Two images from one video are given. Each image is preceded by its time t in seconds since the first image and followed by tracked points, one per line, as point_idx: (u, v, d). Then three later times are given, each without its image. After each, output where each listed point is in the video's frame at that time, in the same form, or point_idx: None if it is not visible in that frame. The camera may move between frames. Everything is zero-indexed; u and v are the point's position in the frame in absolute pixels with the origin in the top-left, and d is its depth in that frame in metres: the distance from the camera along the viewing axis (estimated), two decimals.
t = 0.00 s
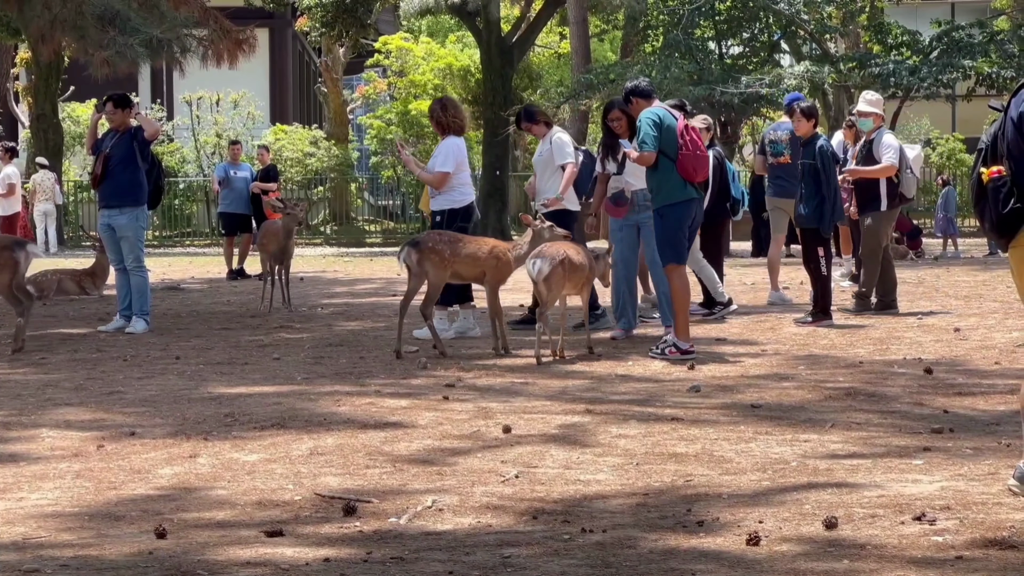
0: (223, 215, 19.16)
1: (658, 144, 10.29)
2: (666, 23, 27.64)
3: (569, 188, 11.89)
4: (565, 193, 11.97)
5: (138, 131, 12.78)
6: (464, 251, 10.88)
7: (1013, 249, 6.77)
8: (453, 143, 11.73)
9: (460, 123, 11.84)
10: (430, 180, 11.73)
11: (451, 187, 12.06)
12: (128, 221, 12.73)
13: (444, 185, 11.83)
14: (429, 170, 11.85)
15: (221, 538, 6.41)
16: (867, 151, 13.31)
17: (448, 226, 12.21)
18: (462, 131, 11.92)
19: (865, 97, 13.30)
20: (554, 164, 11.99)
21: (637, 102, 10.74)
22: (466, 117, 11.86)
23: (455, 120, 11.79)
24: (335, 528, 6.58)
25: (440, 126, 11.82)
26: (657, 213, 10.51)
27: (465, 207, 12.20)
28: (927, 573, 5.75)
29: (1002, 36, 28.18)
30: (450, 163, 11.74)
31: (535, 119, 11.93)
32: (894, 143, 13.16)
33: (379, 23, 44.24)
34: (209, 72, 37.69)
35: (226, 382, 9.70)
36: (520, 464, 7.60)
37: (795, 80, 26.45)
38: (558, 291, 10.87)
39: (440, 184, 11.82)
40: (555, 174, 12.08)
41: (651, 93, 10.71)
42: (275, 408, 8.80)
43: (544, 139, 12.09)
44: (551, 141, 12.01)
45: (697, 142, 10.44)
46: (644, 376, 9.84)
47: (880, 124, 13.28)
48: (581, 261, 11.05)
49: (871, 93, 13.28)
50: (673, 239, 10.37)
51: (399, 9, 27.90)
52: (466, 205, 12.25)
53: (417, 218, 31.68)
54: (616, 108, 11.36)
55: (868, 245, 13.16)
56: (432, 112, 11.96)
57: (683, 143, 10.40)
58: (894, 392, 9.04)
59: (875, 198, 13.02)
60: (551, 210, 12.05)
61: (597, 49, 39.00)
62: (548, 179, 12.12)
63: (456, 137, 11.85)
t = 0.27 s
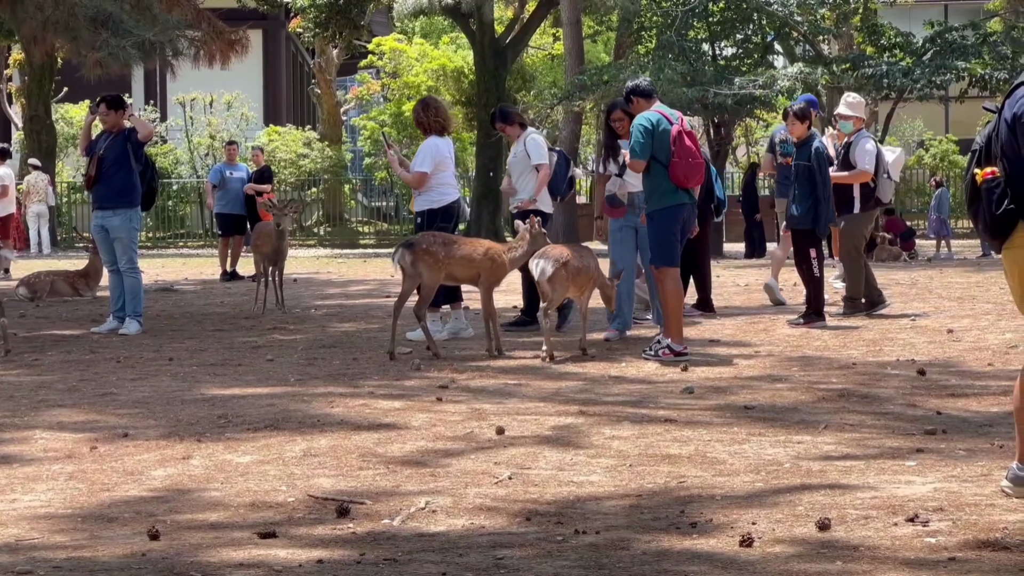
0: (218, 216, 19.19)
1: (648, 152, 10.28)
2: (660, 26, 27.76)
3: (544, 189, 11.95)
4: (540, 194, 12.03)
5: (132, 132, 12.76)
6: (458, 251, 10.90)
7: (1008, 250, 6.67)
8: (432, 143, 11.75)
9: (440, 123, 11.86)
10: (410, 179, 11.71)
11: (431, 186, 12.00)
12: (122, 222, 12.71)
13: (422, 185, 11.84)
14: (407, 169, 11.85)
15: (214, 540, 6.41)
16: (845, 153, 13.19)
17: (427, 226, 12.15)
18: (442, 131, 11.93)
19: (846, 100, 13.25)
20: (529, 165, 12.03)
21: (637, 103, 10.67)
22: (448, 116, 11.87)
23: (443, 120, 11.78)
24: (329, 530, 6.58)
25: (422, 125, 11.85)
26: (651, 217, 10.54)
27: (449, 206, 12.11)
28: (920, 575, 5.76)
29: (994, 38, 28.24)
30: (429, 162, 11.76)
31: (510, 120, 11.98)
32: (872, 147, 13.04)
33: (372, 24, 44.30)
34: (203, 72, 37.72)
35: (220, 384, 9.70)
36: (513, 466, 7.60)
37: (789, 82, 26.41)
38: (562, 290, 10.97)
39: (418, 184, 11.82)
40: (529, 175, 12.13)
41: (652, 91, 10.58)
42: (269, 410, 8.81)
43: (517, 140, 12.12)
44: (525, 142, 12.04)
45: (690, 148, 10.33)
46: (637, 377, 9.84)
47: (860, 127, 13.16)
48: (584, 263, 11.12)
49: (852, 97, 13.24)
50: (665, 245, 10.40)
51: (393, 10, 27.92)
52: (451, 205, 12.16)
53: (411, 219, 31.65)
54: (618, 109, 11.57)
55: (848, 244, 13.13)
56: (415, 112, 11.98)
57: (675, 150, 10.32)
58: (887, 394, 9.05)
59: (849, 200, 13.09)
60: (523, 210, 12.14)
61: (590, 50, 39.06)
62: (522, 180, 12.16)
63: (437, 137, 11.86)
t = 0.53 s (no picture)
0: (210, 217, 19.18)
1: (637, 154, 10.31)
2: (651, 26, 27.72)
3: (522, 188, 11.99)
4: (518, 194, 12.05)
5: (122, 134, 12.75)
6: (448, 251, 10.89)
7: (997, 251, 6.54)
8: (414, 143, 11.74)
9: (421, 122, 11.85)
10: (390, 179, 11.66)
11: (412, 187, 11.95)
12: (112, 223, 12.69)
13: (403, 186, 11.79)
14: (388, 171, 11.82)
15: (204, 541, 6.40)
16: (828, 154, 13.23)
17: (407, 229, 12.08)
18: (421, 132, 11.93)
19: (826, 102, 13.36)
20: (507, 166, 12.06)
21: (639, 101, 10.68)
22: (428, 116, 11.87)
23: (422, 120, 11.86)
24: (318, 531, 6.57)
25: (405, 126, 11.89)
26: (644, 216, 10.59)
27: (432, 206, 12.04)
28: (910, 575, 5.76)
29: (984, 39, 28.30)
30: (409, 161, 11.71)
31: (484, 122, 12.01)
32: (853, 148, 13.10)
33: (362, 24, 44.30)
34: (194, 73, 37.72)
35: (210, 384, 9.69)
36: (503, 466, 7.59)
37: (779, 82, 26.37)
38: (567, 289, 10.95)
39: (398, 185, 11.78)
40: (506, 177, 12.14)
41: (653, 91, 10.57)
42: (259, 410, 8.80)
43: (491, 142, 12.18)
44: (500, 144, 12.10)
45: (679, 152, 10.30)
46: (628, 378, 9.84)
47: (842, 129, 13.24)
48: (588, 262, 11.14)
49: (831, 100, 13.32)
50: (652, 247, 10.44)
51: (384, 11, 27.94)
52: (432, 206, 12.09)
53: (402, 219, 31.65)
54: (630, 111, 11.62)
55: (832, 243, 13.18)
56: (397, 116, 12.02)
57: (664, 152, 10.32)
58: (877, 395, 9.06)
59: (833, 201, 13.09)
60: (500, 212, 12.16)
61: (581, 51, 39.10)
62: (499, 182, 12.17)
63: (419, 138, 11.87)
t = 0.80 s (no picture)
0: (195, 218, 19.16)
1: (623, 153, 10.38)
2: (635, 24, 27.61)
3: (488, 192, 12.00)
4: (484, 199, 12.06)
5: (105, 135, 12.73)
6: (432, 251, 10.89)
7: (980, 251, 6.53)
8: (391, 144, 11.72)
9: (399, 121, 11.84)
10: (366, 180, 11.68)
11: (390, 187, 11.95)
12: (96, 223, 12.66)
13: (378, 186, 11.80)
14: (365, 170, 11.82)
15: (188, 541, 6.40)
16: (809, 152, 13.24)
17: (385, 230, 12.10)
18: (398, 131, 11.91)
19: (808, 101, 13.25)
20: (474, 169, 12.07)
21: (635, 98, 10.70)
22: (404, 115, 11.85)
23: (398, 118, 11.82)
24: (302, 531, 6.57)
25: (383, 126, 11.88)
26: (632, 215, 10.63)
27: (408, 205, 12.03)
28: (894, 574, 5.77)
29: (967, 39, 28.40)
30: (385, 162, 11.72)
31: (453, 123, 12.04)
32: (835, 146, 13.09)
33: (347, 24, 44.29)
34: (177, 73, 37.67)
35: (194, 384, 9.69)
36: (488, 466, 7.59)
37: (763, 82, 26.42)
38: (559, 287, 10.92)
39: (375, 185, 11.79)
40: (471, 180, 12.15)
41: (647, 88, 10.58)
42: (243, 410, 8.79)
43: (459, 143, 12.19)
44: (467, 145, 12.09)
45: (664, 154, 10.30)
46: (612, 378, 9.86)
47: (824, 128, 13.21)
48: (581, 260, 11.05)
49: (813, 98, 13.28)
50: (639, 246, 10.48)
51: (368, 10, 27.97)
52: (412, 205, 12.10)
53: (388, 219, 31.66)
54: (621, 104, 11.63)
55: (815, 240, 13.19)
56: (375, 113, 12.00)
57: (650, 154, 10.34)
58: (861, 394, 9.07)
59: (817, 199, 13.08)
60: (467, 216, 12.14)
61: (565, 50, 39.16)
62: (465, 185, 12.17)
63: (397, 138, 11.85)
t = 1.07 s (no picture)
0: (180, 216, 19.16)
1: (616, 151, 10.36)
2: (620, 23, 27.53)
3: (454, 192, 12.06)
4: (450, 197, 12.10)
5: (91, 135, 12.72)
6: (420, 249, 10.88)
7: (964, 249, 6.51)
8: (368, 142, 11.74)
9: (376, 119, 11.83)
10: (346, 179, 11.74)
11: (369, 186, 11.97)
12: (81, 221, 12.60)
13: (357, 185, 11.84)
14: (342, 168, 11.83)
15: (172, 539, 6.39)
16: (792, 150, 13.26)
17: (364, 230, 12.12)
18: (376, 130, 11.94)
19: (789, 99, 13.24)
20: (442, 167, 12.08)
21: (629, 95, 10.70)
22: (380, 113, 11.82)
23: (378, 118, 11.84)
24: (287, 529, 6.56)
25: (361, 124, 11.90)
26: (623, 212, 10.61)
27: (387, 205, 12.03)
28: (877, 572, 5.78)
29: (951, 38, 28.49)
30: (363, 161, 11.72)
31: (423, 116, 12.00)
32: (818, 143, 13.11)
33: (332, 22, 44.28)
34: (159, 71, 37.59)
35: (179, 382, 9.67)
36: (473, 464, 7.59)
37: (748, 80, 26.48)
38: (546, 285, 10.92)
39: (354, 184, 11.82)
40: (438, 177, 12.18)
41: (641, 87, 10.59)
42: (227, 408, 8.78)
43: (426, 138, 12.15)
44: (434, 142, 12.07)
45: (656, 151, 10.29)
46: (597, 376, 9.86)
47: (806, 126, 13.21)
48: (569, 258, 11.05)
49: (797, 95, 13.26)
50: (630, 243, 10.47)
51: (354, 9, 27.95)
52: (392, 203, 12.08)
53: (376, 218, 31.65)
54: (610, 102, 11.61)
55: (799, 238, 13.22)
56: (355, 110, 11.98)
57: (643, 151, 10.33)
58: (846, 392, 9.08)
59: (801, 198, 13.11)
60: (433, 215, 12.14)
61: (551, 49, 39.22)
62: (431, 182, 12.21)
63: (375, 137, 11.88)
